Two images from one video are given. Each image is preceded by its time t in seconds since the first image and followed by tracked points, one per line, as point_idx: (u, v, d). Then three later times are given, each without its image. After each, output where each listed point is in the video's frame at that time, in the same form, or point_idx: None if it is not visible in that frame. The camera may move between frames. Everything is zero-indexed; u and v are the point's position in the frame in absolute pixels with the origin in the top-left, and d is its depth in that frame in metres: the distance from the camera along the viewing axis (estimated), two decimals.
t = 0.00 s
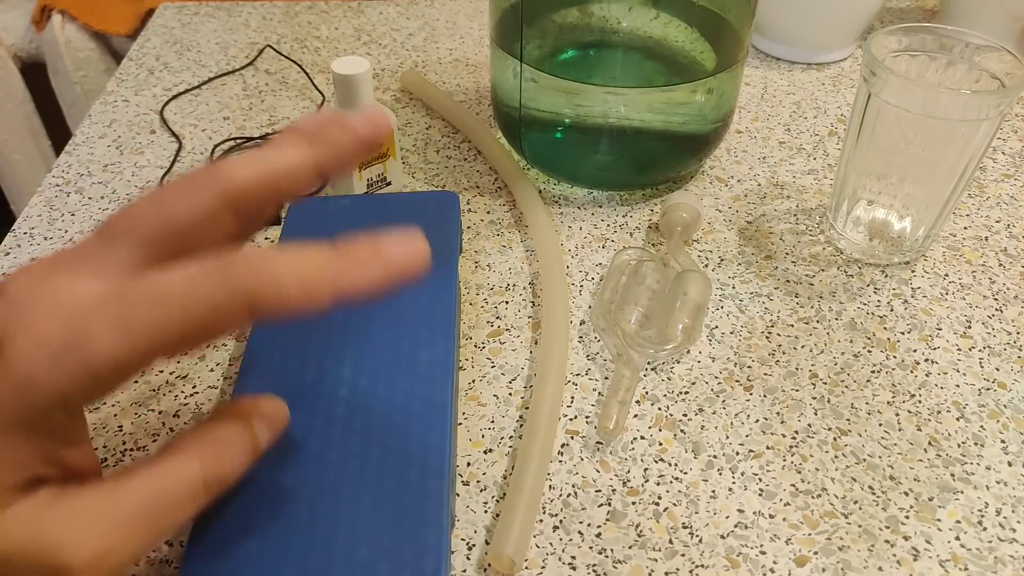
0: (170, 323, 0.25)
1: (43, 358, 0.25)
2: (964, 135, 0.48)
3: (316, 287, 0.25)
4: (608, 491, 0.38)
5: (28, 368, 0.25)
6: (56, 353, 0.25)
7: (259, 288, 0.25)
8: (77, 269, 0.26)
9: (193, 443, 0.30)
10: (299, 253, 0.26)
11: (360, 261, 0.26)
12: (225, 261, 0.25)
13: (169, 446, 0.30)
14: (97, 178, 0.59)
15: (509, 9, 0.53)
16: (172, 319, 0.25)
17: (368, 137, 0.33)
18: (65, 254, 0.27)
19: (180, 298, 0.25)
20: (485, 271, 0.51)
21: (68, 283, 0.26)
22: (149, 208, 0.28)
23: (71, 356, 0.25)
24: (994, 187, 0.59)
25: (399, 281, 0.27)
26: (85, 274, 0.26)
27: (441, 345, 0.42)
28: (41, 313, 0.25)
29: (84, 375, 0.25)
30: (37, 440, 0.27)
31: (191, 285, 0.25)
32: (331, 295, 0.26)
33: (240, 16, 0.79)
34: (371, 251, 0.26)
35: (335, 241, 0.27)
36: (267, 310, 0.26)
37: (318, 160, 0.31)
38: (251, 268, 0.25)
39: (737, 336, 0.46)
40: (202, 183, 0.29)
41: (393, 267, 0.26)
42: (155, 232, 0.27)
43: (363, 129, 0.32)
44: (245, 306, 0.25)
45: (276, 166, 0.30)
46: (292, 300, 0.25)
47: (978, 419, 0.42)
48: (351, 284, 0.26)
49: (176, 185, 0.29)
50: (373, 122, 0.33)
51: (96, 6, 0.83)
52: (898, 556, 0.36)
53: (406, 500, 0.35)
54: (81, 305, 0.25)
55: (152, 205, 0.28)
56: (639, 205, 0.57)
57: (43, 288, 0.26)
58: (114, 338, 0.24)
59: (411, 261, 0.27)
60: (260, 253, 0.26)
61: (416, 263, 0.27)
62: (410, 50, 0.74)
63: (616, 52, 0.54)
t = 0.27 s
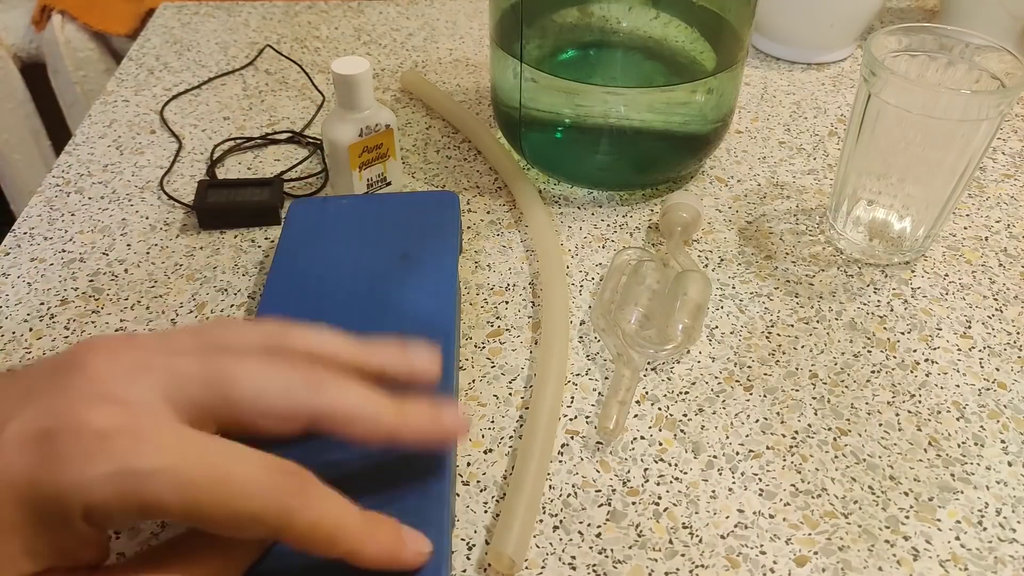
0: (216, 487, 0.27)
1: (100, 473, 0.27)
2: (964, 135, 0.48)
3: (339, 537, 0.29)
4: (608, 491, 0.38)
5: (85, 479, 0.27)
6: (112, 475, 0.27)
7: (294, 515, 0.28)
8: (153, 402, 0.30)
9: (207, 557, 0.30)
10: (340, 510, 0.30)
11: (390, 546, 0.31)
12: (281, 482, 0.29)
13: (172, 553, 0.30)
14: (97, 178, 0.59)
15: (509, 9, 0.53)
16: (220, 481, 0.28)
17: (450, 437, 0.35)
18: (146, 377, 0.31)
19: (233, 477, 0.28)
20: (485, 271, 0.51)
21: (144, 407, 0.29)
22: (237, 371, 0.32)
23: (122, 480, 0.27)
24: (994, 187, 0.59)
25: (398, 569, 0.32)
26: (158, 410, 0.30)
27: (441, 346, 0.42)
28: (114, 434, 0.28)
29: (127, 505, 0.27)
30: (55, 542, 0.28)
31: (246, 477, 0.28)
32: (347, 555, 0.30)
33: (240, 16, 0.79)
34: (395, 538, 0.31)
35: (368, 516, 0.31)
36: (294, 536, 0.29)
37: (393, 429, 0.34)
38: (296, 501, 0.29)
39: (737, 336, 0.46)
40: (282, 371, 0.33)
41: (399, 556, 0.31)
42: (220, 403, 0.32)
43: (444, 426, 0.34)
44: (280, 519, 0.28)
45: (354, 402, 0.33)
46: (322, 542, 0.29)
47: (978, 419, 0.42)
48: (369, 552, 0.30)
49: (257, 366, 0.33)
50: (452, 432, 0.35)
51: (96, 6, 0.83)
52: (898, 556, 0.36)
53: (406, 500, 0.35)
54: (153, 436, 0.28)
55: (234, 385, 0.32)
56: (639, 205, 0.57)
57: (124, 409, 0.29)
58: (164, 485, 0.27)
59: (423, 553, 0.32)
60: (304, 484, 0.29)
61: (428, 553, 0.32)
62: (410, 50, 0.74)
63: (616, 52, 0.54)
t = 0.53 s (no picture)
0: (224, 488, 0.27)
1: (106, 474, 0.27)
2: (964, 135, 0.48)
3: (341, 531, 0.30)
4: (608, 491, 0.38)
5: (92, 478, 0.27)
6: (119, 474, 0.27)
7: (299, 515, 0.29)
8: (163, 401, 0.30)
9: (208, 557, 0.30)
10: (343, 503, 0.30)
11: (393, 539, 0.31)
12: (288, 482, 0.29)
13: (172, 554, 0.30)
14: (97, 178, 0.59)
15: (509, 8, 0.53)
16: (228, 483, 0.28)
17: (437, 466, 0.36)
18: (154, 375, 0.31)
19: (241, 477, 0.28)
20: (485, 271, 0.51)
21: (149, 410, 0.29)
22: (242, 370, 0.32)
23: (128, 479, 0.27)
24: (994, 187, 0.59)
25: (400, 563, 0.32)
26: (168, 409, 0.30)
27: (441, 346, 0.42)
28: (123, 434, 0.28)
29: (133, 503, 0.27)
30: (60, 540, 0.28)
31: (254, 476, 0.28)
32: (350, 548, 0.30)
33: (240, 17, 0.79)
34: (399, 531, 0.32)
35: (372, 508, 0.32)
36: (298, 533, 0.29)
37: (392, 449, 0.34)
38: (302, 495, 0.29)
39: (737, 336, 0.46)
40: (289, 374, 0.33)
41: (404, 550, 0.32)
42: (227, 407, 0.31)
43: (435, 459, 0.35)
44: (285, 520, 0.28)
45: (355, 416, 0.33)
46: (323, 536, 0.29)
47: (978, 419, 0.42)
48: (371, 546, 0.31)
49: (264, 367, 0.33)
50: (440, 462, 0.36)
51: (96, 6, 0.83)
52: (898, 556, 0.36)
53: (406, 500, 0.35)
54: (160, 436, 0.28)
55: (240, 385, 0.31)
56: (639, 205, 0.57)
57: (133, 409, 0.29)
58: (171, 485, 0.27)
59: (429, 549, 0.32)
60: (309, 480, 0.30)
61: (433, 548, 0.33)
62: (410, 50, 0.74)
63: (616, 52, 0.54)
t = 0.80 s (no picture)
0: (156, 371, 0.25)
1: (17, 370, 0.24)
2: (964, 135, 0.48)
3: (302, 369, 0.25)
4: (608, 491, 0.39)
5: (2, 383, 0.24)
6: (35, 370, 0.24)
7: (246, 373, 0.25)
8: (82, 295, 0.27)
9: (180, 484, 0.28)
10: (295, 342, 0.26)
11: (365, 381, 0.26)
12: (225, 334, 0.25)
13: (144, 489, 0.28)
14: (97, 178, 0.59)
15: (509, 8, 0.53)
16: (159, 367, 0.25)
17: (409, 274, 0.31)
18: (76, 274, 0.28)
19: (166, 346, 0.25)
20: (485, 271, 0.51)
21: (75, 310, 0.26)
22: (167, 262, 0.29)
23: (47, 373, 0.24)
24: (994, 187, 0.59)
25: (392, 400, 0.27)
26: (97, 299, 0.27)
27: (441, 345, 0.42)
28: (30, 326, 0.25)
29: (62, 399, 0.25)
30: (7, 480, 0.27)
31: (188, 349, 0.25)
32: (323, 390, 0.26)
33: (240, 17, 0.79)
34: (374, 356, 0.27)
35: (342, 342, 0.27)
36: (256, 387, 0.25)
37: (348, 263, 0.30)
38: (238, 346, 0.25)
39: (737, 336, 0.46)
40: (224, 244, 0.30)
41: (390, 382, 0.26)
42: (166, 288, 0.29)
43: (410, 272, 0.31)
44: (232, 372, 0.25)
45: (297, 243, 0.30)
46: (285, 381, 0.25)
47: (978, 419, 0.42)
48: (342, 393, 0.26)
49: (194, 242, 0.30)
50: (411, 271, 0.31)
51: (96, 6, 0.83)
52: (898, 556, 0.36)
53: (407, 501, 0.35)
54: (74, 322, 0.25)
55: (174, 264, 0.29)
56: (639, 205, 0.57)
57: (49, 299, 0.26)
58: (94, 369, 0.25)
59: (419, 386, 0.27)
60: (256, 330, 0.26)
61: (423, 382, 0.27)
62: (410, 50, 0.74)
63: (616, 52, 0.54)
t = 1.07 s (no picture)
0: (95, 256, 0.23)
1: None
2: (964, 136, 0.48)
3: (235, 214, 0.24)
4: (608, 491, 0.38)
5: None
6: None
7: (184, 227, 0.24)
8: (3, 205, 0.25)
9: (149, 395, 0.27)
10: (218, 194, 0.24)
11: (301, 215, 0.25)
12: (151, 198, 0.24)
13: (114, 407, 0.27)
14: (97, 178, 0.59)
15: (509, 8, 0.53)
16: (97, 252, 0.23)
17: (319, 123, 0.30)
18: None
19: (94, 227, 0.23)
20: (485, 271, 0.51)
21: None
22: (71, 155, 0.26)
23: None
24: (994, 187, 0.59)
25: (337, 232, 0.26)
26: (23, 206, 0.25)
27: (441, 346, 0.42)
28: None
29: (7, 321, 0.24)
30: None
31: (123, 228, 0.23)
32: (265, 230, 0.25)
33: (240, 17, 0.79)
34: (304, 197, 0.26)
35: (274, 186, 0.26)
36: (202, 244, 0.24)
37: (257, 126, 0.29)
38: (166, 205, 0.24)
39: (737, 336, 0.46)
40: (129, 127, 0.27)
41: (332, 215, 0.26)
42: (93, 183, 0.26)
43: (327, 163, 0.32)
44: (173, 234, 0.24)
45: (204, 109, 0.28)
46: (223, 230, 0.24)
47: (978, 419, 0.42)
48: (287, 229, 0.25)
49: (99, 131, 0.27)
50: (323, 118, 0.30)
51: (96, 5, 0.83)
52: (898, 556, 0.36)
53: (406, 500, 0.35)
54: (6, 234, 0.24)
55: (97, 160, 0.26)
56: (639, 205, 0.57)
57: None
58: (35, 275, 0.23)
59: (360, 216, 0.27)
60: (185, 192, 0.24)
61: (356, 209, 0.26)
62: (410, 50, 0.74)
63: (616, 53, 0.54)
